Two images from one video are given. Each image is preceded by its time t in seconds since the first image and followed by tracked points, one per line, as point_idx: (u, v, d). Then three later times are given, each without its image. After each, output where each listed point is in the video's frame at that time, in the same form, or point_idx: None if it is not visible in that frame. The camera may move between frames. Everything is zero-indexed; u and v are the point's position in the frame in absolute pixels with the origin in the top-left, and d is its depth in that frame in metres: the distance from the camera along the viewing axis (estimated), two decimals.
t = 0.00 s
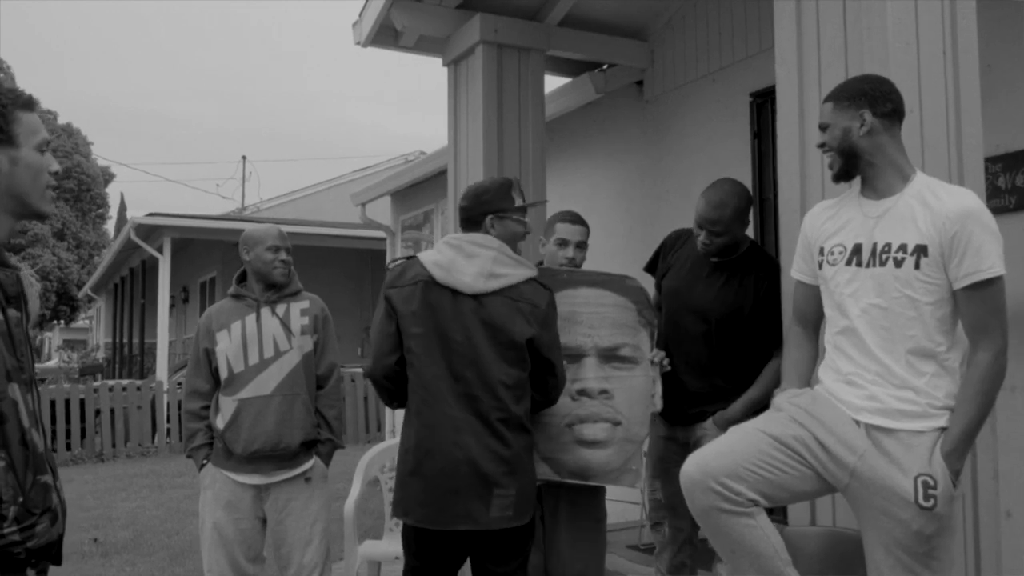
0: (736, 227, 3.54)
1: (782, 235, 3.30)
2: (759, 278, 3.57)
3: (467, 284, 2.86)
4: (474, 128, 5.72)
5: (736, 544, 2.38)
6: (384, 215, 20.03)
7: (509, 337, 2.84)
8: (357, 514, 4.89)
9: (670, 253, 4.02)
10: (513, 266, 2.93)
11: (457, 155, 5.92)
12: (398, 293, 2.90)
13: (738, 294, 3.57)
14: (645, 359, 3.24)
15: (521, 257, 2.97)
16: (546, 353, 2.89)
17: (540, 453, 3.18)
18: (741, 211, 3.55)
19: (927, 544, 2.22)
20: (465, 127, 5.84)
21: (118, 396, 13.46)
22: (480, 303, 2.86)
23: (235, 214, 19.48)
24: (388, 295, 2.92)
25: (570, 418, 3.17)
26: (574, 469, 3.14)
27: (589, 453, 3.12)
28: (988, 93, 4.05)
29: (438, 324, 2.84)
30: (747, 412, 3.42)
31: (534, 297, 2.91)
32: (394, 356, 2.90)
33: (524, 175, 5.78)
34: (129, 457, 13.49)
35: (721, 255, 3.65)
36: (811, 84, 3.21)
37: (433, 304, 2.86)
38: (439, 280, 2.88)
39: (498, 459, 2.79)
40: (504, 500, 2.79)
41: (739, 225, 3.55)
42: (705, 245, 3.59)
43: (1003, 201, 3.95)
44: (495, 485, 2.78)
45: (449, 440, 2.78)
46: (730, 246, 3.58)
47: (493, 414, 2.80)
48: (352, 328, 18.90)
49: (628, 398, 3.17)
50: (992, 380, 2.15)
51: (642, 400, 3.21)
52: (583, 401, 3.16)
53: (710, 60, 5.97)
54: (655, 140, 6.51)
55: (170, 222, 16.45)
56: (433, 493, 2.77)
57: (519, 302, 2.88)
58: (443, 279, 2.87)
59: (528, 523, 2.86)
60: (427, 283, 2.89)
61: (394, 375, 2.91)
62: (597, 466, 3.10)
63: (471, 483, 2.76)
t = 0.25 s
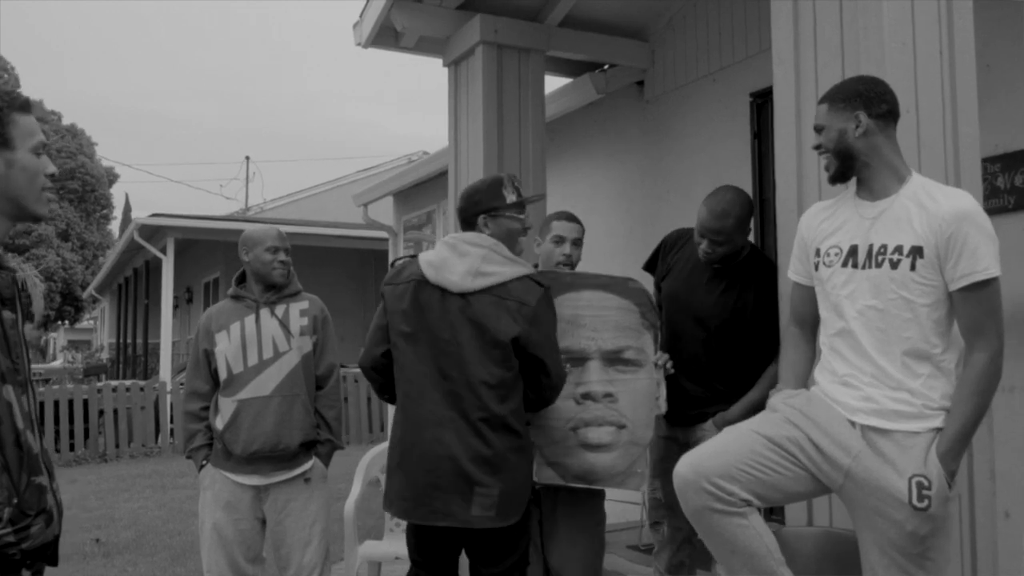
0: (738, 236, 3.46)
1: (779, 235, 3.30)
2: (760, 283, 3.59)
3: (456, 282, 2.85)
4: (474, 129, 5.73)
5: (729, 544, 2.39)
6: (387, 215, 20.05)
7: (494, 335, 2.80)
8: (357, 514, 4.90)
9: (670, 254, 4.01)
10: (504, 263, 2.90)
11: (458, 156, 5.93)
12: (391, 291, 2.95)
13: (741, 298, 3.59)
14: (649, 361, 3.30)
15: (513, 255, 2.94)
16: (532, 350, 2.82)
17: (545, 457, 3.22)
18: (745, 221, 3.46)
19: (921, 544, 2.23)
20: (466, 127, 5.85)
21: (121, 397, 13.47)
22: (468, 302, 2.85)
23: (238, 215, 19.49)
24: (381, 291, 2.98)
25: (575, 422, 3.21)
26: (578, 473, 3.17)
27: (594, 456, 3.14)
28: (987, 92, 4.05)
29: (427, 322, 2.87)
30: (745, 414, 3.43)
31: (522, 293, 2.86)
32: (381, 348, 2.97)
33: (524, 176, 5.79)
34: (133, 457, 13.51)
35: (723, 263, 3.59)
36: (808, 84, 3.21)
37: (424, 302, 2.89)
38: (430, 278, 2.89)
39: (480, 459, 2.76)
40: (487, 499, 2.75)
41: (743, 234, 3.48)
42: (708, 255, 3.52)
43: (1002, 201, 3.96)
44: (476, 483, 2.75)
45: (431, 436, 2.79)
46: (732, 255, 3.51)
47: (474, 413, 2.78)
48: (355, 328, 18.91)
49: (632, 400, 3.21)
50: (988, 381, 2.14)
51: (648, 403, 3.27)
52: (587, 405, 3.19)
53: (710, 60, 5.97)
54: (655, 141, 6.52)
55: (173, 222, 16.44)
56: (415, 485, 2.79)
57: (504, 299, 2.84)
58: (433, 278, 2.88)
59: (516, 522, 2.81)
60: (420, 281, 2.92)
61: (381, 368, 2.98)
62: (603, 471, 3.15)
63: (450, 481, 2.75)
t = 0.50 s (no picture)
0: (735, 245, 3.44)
1: (774, 236, 3.30)
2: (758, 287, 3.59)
3: (440, 283, 2.87)
4: (472, 130, 5.73)
5: (721, 544, 2.40)
6: (388, 216, 20.06)
7: (473, 335, 2.79)
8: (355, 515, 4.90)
9: (667, 256, 4.01)
10: (487, 263, 2.90)
11: (456, 157, 5.93)
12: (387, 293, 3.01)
13: (739, 303, 3.59)
14: (647, 363, 3.32)
15: (497, 255, 2.94)
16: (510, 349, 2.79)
17: (545, 460, 3.26)
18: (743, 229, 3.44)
19: (914, 545, 2.23)
20: (464, 128, 5.85)
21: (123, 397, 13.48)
22: (452, 302, 2.86)
23: (240, 216, 19.51)
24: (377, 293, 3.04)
25: (574, 425, 3.23)
26: (579, 476, 3.21)
27: (595, 459, 3.20)
28: (984, 92, 4.05)
29: (416, 323, 2.89)
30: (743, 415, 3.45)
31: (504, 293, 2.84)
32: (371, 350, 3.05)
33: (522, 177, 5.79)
34: (133, 458, 13.51)
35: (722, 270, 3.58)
36: (803, 84, 3.21)
37: (412, 303, 2.92)
38: (418, 279, 2.93)
39: (458, 459, 2.76)
40: (464, 500, 2.74)
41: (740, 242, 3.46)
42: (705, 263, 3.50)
43: (998, 201, 3.96)
44: (453, 484, 2.75)
45: (411, 435, 2.82)
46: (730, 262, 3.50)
47: (452, 413, 2.78)
48: (357, 329, 18.91)
49: (631, 400, 3.25)
50: (981, 381, 2.14)
51: (648, 405, 3.30)
52: (586, 407, 3.22)
53: (708, 60, 5.97)
54: (654, 141, 6.52)
55: (175, 222, 16.45)
56: (393, 484, 2.82)
57: (485, 298, 2.83)
58: (421, 279, 2.92)
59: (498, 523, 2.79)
60: (410, 283, 2.96)
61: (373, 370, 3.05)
62: (603, 472, 3.20)
63: (428, 480, 2.77)
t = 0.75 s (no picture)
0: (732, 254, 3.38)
1: (768, 237, 3.30)
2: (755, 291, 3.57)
3: (423, 285, 2.93)
4: (470, 131, 5.73)
5: (712, 545, 2.41)
6: (388, 217, 20.06)
7: (450, 335, 2.84)
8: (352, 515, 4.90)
9: (664, 258, 4.00)
10: (467, 264, 2.95)
11: (454, 158, 5.94)
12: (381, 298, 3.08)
13: (736, 306, 3.58)
14: (645, 363, 3.32)
15: (479, 257, 2.98)
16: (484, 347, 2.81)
17: (545, 464, 3.26)
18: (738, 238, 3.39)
19: (905, 546, 2.23)
20: (461, 129, 5.85)
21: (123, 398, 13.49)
22: (433, 302, 2.91)
23: (240, 216, 19.52)
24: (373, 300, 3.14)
25: (573, 427, 3.24)
26: (579, 479, 3.21)
27: (595, 460, 3.21)
28: (979, 92, 4.05)
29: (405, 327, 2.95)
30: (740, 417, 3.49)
31: (481, 291, 2.87)
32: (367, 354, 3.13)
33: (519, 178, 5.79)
34: (134, 458, 13.52)
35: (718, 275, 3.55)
36: (796, 84, 3.21)
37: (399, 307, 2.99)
38: (405, 283, 3.00)
39: (439, 461, 2.80)
40: (446, 501, 2.78)
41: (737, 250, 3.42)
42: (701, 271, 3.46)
43: (994, 202, 3.96)
44: (435, 484, 2.79)
45: (396, 437, 2.87)
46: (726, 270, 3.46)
47: (432, 414, 2.81)
48: (357, 329, 18.92)
49: (630, 402, 3.26)
50: (972, 383, 2.14)
51: (647, 404, 3.29)
52: (586, 409, 3.24)
53: (706, 61, 5.97)
54: (652, 142, 6.52)
55: (175, 224, 16.46)
56: (382, 485, 2.90)
57: (463, 297, 2.87)
58: (407, 282, 2.99)
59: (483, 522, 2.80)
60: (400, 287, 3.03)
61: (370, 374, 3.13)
62: (604, 474, 3.21)
63: (413, 481, 2.83)
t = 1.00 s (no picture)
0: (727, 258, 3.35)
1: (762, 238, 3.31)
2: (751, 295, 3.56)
3: (405, 287, 3.03)
4: (466, 132, 5.74)
5: (705, 546, 2.41)
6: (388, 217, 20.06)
7: (429, 334, 2.93)
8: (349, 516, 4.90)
9: (659, 260, 4.00)
10: (446, 266, 3.01)
11: (451, 159, 5.94)
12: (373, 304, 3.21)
13: (732, 309, 3.58)
14: (639, 365, 3.34)
15: (460, 258, 3.04)
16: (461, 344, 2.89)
17: (538, 467, 3.23)
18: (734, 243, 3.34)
19: (896, 547, 2.24)
20: (458, 130, 5.86)
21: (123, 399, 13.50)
22: (415, 304, 3.01)
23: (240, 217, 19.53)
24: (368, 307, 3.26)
25: (567, 430, 3.26)
26: (573, 482, 3.19)
27: (588, 464, 3.21)
28: (974, 93, 4.06)
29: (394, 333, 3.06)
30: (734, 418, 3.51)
31: (458, 289, 2.94)
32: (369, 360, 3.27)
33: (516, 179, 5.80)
34: (134, 459, 13.53)
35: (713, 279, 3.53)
36: (790, 85, 3.22)
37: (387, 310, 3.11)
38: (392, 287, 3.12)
39: (420, 461, 2.90)
40: (430, 501, 2.87)
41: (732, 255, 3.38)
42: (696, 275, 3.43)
43: (988, 202, 3.96)
44: (419, 485, 2.89)
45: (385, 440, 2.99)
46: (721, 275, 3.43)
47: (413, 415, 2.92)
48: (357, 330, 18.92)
49: (624, 404, 3.28)
50: (963, 383, 2.14)
51: (639, 406, 3.31)
52: (579, 412, 3.25)
53: (703, 61, 5.98)
54: (649, 143, 6.53)
55: (174, 224, 16.47)
56: (376, 487, 3.02)
57: (442, 297, 2.95)
58: (393, 285, 3.10)
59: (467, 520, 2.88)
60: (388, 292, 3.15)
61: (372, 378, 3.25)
62: (597, 477, 3.20)
63: (401, 482, 2.94)
